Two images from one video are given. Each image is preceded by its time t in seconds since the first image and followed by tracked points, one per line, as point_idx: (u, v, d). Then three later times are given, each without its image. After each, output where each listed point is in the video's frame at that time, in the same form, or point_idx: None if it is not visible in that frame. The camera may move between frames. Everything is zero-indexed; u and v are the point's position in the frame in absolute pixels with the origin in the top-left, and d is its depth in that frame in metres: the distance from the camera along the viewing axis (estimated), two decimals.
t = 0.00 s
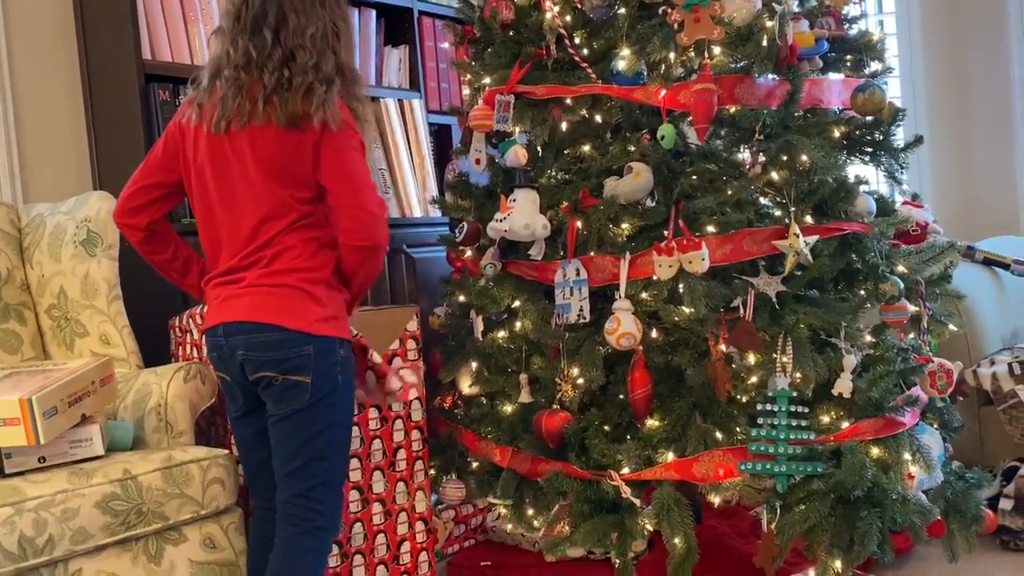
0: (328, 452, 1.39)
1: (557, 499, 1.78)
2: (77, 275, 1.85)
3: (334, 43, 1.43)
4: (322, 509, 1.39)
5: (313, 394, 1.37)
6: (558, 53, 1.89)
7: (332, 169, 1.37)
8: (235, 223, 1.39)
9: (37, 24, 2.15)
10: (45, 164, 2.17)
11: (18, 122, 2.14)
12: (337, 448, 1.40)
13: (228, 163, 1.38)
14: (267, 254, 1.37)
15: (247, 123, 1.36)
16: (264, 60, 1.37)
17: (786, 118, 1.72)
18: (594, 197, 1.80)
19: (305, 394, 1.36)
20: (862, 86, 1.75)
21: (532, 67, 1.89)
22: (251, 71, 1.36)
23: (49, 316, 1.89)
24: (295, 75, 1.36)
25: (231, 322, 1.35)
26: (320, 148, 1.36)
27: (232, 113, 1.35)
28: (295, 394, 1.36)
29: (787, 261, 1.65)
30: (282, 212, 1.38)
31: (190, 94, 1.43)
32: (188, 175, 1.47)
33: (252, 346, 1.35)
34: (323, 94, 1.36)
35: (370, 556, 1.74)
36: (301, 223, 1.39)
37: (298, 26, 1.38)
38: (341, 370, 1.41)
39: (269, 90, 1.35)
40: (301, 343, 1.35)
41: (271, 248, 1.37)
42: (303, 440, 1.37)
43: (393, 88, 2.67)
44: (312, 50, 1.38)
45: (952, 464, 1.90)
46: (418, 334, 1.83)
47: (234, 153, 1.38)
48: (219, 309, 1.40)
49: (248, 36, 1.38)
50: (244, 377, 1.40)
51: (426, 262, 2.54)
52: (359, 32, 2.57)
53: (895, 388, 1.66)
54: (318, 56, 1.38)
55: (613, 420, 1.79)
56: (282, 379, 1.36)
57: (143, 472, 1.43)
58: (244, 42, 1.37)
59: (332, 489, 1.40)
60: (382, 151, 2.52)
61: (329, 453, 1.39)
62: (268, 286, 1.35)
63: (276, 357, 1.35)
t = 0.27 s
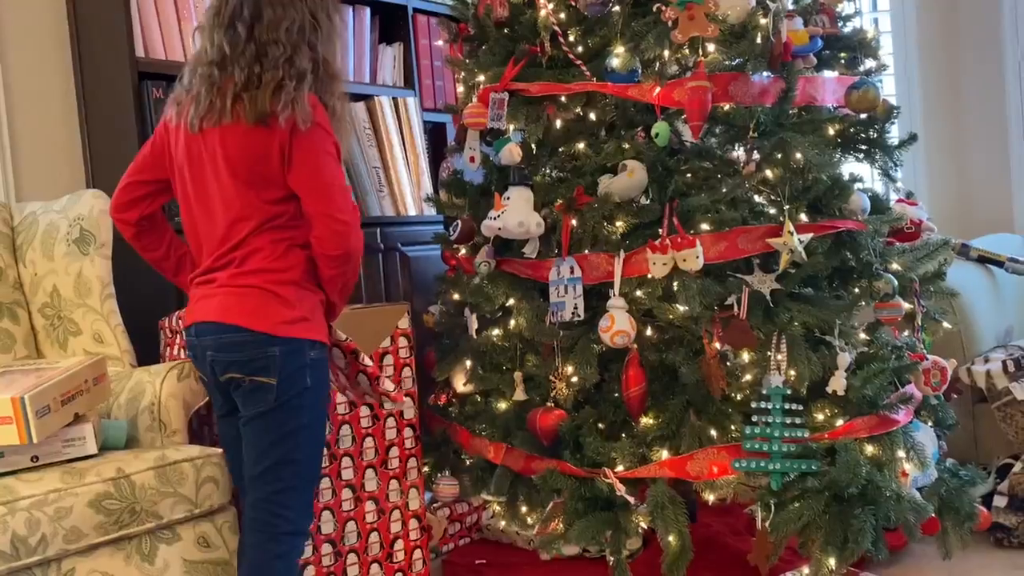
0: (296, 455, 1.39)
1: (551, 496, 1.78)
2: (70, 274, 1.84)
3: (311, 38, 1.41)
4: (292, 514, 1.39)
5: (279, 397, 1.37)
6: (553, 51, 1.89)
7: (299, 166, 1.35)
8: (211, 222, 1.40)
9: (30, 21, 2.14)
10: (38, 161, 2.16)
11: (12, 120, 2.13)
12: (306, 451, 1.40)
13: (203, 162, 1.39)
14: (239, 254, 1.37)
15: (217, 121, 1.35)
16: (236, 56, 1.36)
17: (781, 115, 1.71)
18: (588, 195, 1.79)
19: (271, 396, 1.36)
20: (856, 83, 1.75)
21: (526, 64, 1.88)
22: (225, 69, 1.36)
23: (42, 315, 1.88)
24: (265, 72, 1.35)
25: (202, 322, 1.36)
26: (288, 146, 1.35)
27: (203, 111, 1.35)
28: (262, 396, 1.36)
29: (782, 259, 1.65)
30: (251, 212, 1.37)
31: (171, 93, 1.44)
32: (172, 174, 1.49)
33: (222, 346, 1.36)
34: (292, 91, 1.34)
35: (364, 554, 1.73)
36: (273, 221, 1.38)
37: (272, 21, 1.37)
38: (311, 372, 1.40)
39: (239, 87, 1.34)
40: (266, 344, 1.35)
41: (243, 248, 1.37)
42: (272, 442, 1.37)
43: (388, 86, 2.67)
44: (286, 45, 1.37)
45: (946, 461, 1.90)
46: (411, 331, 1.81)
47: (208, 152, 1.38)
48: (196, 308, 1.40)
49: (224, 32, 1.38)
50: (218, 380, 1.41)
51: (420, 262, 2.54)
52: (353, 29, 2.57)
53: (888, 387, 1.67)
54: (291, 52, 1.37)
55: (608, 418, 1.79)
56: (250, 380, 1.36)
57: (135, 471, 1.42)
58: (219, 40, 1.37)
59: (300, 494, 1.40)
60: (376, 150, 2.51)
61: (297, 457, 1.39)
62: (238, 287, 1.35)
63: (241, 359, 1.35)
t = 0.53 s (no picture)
0: (283, 455, 1.39)
1: (546, 495, 1.78)
2: (64, 272, 1.84)
3: (288, 35, 1.41)
4: (281, 514, 1.39)
5: (261, 397, 1.37)
6: (547, 48, 1.88)
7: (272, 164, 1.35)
8: (193, 223, 1.41)
9: (23, 20, 2.14)
10: (33, 160, 2.16)
11: (6, 118, 2.12)
12: (292, 452, 1.40)
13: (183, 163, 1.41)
14: (218, 253, 1.38)
15: (195, 121, 1.37)
16: (212, 56, 1.37)
17: (775, 113, 1.71)
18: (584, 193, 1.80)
19: (253, 396, 1.36)
20: (850, 81, 1.75)
21: (521, 63, 1.88)
22: (202, 69, 1.37)
23: (36, 314, 1.89)
24: (239, 70, 1.35)
25: (183, 322, 1.37)
26: (262, 144, 1.35)
27: (181, 112, 1.37)
28: (244, 396, 1.36)
29: (776, 257, 1.65)
30: (230, 211, 1.38)
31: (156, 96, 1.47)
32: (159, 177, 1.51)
33: (204, 347, 1.36)
34: (264, 89, 1.34)
35: (361, 552, 1.74)
36: (251, 220, 1.39)
37: (247, 19, 1.38)
38: (295, 371, 1.40)
39: (214, 86, 1.35)
40: (247, 343, 1.35)
41: (222, 247, 1.38)
42: (259, 442, 1.37)
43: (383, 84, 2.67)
44: (260, 43, 1.37)
45: (940, 458, 1.91)
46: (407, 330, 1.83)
47: (188, 153, 1.40)
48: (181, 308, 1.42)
49: (200, 31, 1.39)
50: (201, 381, 1.41)
51: (415, 260, 2.60)
52: (348, 27, 2.57)
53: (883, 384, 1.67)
54: (266, 50, 1.37)
55: (602, 417, 1.79)
56: (233, 380, 1.37)
57: (130, 470, 1.43)
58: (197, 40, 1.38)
59: (289, 494, 1.41)
60: (372, 149, 2.53)
61: (283, 457, 1.39)
62: (217, 286, 1.36)
63: (222, 358, 1.36)
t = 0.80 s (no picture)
0: (281, 449, 1.39)
1: (544, 491, 1.78)
2: (62, 271, 1.87)
3: (275, 32, 1.41)
4: (283, 507, 1.40)
5: (255, 394, 1.37)
6: (544, 46, 1.89)
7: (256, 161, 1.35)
8: (184, 222, 1.42)
9: (19, 17, 2.13)
10: (30, 158, 2.16)
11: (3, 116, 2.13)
12: (289, 446, 1.39)
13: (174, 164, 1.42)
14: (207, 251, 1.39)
15: (182, 121, 1.38)
16: (198, 56, 1.38)
17: (771, 109, 1.73)
18: (581, 190, 1.81)
19: (246, 393, 1.36)
20: (846, 78, 1.78)
21: (518, 60, 1.89)
22: (189, 69, 1.38)
23: (35, 312, 1.91)
24: (223, 69, 1.36)
25: (175, 320, 1.38)
26: (245, 141, 1.35)
27: (169, 113, 1.38)
28: (237, 393, 1.37)
29: (773, 253, 1.66)
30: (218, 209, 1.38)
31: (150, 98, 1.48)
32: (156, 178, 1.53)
33: (196, 345, 1.37)
34: (247, 87, 1.34)
35: (361, 548, 1.74)
36: (238, 217, 1.39)
37: (232, 18, 1.39)
38: (287, 366, 1.40)
39: (199, 86, 1.36)
40: (238, 340, 1.35)
41: (211, 245, 1.39)
42: (255, 437, 1.38)
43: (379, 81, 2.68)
44: (245, 41, 1.38)
45: (936, 453, 1.92)
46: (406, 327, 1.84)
47: (177, 153, 1.41)
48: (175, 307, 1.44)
49: (188, 32, 1.40)
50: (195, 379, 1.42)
51: (413, 257, 2.61)
52: (345, 24, 2.59)
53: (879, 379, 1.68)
54: (250, 48, 1.38)
55: (600, 413, 1.79)
56: (225, 378, 1.37)
57: (130, 467, 1.43)
58: (186, 41, 1.40)
59: (290, 488, 1.40)
60: (369, 146, 2.54)
61: (280, 452, 1.39)
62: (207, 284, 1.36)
63: (213, 356, 1.36)
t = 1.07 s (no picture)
0: (280, 448, 1.39)
1: (543, 489, 1.79)
2: (61, 272, 1.88)
3: (273, 37, 1.41)
4: (286, 505, 1.40)
5: (253, 394, 1.37)
6: (542, 46, 1.90)
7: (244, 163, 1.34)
8: (183, 225, 1.43)
9: (17, 18, 2.13)
10: (29, 160, 2.16)
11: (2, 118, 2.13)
12: (289, 446, 1.40)
13: (172, 168, 1.43)
14: (203, 254, 1.39)
15: (179, 126, 1.39)
16: (195, 60, 1.39)
17: (768, 109, 1.73)
18: (579, 190, 1.81)
19: (244, 393, 1.37)
20: (844, 78, 1.79)
21: (516, 61, 1.88)
22: (186, 74, 1.39)
23: (34, 313, 1.92)
24: (218, 73, 1.36)
25: (172, 322, 1.39)
26: (236, 144, 1.34)
27: (167, 117, 1.39)
28: (236, 393, 1.37)
29: (771, 253, 1.66)
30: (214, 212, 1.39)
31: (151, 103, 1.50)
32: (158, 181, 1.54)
33: (194, 346, 1.38)
34: (239, 91, 1.34)
35: (363, 547, 1.75)
36: (232, 220, 1.39)
37: (228, 23, 1.39)
38: (283, 367, 1.39)
39: (194, 90, 1.37)
40: (234, 342, 1.36)
41: (206, 247, 1.39)
42: (255, 438, 1.38)
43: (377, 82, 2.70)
44: (241, 44, 1.38)
45: (934, 452, 1.92)
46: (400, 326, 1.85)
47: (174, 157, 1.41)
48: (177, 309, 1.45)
49: (186, 37, 1.41)
50: (196, 381, 1.43)
51: (413, 257, 2.63)
52: (343, 25, 2.60)
53: (877, 378, 1.68)
54: (245, 52, 1.37)
55: (599, 412, 1.79)
56: (224, 379, 1.38)
57: (129, 468, 1.44)
58: (184, 46, 1.41)
59: (292, 487, 1.41)
60: (368, 146, 2.54)
61: (280, 451, 1.39)
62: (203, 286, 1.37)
63: (210, 358, 1.36)
